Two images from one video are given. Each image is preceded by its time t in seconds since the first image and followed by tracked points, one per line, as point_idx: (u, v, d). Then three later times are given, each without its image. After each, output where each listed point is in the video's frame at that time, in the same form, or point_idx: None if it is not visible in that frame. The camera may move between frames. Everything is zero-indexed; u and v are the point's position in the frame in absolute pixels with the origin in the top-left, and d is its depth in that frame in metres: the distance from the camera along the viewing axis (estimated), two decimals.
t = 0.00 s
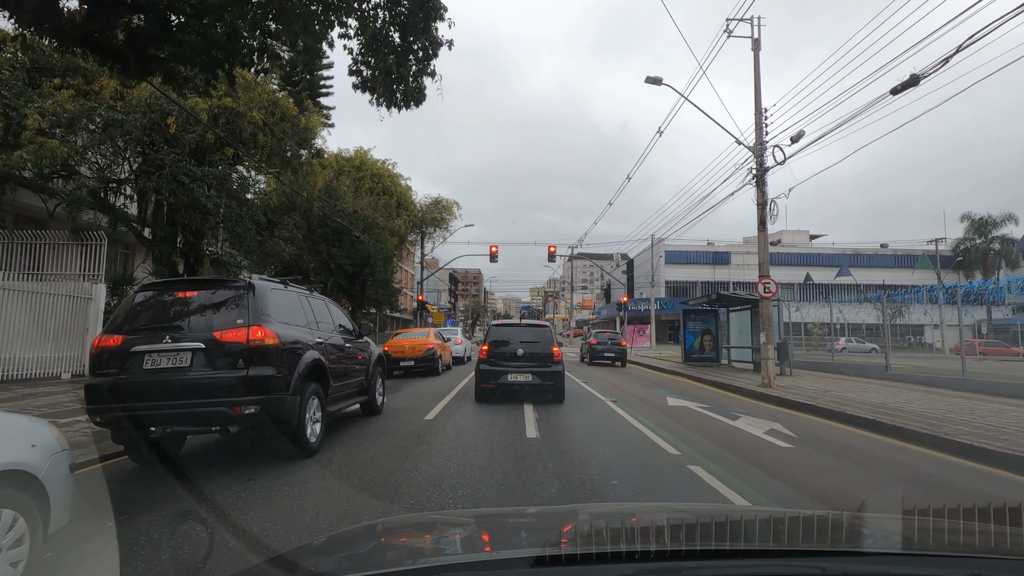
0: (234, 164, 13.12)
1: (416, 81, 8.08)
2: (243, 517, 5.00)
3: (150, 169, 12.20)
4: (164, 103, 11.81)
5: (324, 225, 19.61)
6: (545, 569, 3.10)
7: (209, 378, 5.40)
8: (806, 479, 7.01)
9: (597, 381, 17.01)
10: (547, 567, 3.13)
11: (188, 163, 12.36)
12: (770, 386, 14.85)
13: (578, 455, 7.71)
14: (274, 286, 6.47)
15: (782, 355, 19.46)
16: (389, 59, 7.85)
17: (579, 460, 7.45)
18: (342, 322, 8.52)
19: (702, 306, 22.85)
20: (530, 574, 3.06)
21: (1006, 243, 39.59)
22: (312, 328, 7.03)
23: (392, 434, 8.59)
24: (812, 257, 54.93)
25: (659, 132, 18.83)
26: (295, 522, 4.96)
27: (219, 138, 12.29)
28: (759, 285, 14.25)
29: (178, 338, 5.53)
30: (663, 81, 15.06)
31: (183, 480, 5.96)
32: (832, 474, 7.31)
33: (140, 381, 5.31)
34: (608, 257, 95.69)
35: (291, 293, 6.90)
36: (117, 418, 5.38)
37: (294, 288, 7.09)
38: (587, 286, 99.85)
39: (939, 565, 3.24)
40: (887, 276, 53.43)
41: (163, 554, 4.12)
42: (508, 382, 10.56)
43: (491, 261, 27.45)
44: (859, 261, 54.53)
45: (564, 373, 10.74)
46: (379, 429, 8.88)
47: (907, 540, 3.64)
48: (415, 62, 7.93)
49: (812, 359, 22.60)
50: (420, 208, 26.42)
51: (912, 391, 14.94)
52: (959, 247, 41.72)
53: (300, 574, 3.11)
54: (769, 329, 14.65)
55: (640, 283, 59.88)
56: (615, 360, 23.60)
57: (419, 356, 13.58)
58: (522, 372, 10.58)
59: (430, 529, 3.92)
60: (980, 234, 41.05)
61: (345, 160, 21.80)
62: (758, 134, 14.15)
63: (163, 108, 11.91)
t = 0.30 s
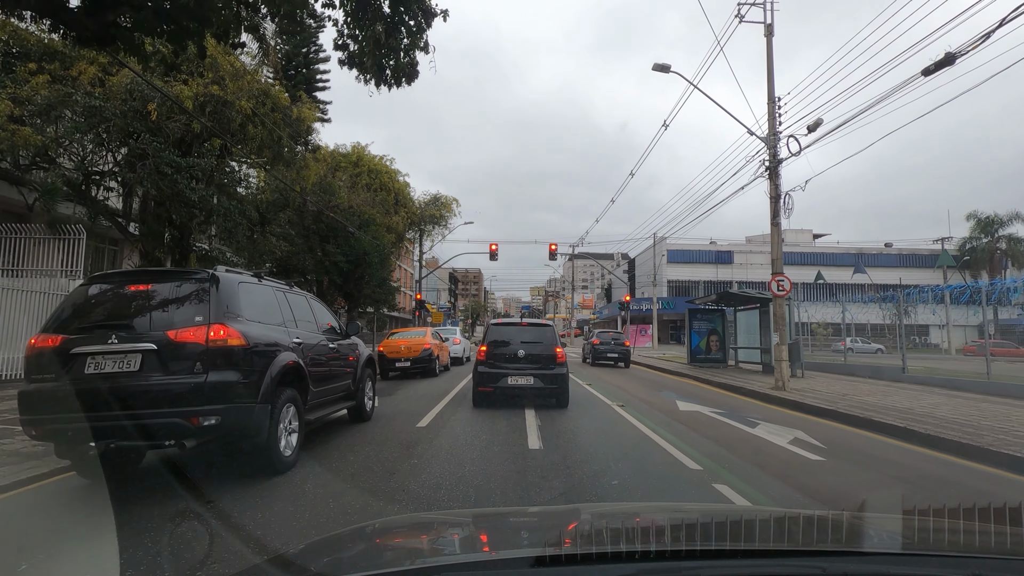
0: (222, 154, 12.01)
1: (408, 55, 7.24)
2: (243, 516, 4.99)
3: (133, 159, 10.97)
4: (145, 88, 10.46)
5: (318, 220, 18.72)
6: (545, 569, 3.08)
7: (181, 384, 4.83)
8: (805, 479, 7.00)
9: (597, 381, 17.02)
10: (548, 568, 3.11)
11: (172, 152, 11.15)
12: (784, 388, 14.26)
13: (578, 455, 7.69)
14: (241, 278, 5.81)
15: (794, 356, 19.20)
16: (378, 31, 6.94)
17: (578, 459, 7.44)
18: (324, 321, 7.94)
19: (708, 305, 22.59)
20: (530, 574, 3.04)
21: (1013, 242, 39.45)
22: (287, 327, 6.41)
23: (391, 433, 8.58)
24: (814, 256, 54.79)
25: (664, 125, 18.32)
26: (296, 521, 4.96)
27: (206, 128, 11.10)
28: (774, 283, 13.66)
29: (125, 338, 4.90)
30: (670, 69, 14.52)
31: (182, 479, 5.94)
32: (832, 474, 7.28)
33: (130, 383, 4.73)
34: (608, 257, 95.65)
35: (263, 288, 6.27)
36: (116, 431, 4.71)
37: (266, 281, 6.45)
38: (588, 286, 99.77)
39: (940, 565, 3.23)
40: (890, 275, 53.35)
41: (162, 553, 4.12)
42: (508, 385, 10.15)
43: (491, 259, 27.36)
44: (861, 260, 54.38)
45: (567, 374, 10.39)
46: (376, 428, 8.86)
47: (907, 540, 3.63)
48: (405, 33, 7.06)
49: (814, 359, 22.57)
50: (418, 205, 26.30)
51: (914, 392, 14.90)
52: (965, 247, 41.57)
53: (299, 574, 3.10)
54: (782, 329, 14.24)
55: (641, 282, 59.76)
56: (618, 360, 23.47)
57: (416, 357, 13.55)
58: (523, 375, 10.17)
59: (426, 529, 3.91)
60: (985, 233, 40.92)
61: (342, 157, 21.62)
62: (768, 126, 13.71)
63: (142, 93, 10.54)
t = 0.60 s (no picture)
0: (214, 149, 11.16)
1: (400, 30, 6.05)
2: (242, 516, 4.99)
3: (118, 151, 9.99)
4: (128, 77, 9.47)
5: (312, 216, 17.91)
6: (545, 569, 3.08)
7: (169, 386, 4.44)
8: (804, 479, 6.99)
9: (596, 381, 17.05)
10: (548, 568, 3.11)
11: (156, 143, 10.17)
12: (798, 392, 13.70)
13: (578, 455, 7.69)
14: (206, 273, 5.31)
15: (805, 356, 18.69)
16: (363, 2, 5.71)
17: (578, 460, 7.43)
18: (308, 322, 7.41)
19: (713, 304, 22.34)
20: (530, 574, 3.04)
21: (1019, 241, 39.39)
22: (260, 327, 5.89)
23: (388, 433, 8.57)
24: (816, 255, 54.70)
25: (668, 119, 17.92)
26: (296, 521, 4.97)
27: (196, 120, 10.23)
28: (787, 280, 13.19)
29: (64, 337, 4.40)
30: (678, 57, 13.94)
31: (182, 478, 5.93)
32: (833, 473, 7.27)
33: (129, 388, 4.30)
34: (609, 257, 95.59)
35: (233, 284, 5.76)
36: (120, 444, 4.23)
37: (238, 278, 5.95)
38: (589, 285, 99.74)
39: (944, 565, 3.22)
40: (892, 275, 53.34)
41: (164, 553, 4.12)
42: (508, 389, 9.73)
43: (491, 258, 27.25)
44: (863, 260, 54.30)
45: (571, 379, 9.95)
46: (373, 429, 8.84)
47: (908, 541, 3.62)
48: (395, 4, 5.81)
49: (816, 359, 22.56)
50: (416, 203, 26.19)
51: (916, 392, 14.87)
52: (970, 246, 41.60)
53: (300, 574, 3.10)
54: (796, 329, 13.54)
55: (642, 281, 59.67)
56: (620, 361, 23.32)
57: (412, 358, 13.52)
58: (524, 379, 9.75)
59: (424, 529, 3.92)
60: (991, 232, 40.94)
61: (340, 155, 21.47)
62: (781, 116, 13.16)
63: (125, 81, 9.54)
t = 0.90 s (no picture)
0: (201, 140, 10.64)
1: (390, 6, 6.07)
2: (242, 516, 5.00)
3: (104, 144, 9.46)
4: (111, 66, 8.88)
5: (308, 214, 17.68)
6: (545, 569, 3.09)
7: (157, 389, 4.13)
8: (803, 479, 6.99)
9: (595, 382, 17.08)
10: (547, 567, 3.12)
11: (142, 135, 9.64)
12: (810, 395, 13.11)
13: (578, 455, 7.69)
14: (168, 268, 4.81)
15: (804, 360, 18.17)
16: None
17: (578, 460, 7.44)
18: (291, 323, 6.92)
19: (717, 304, 22.16)
20: (530, 574, 3.05)
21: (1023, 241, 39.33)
22: (234, 328, 5.40)
23: (385, 434, 8.58)
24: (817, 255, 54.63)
25: (671, 115, 17.61)
26: (296, 521, 4.98)
27: (183, 112, 9.71)
28: (799, 278, 12.64)
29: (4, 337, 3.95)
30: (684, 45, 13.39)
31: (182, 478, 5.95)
32: (832, 473, 7.26)
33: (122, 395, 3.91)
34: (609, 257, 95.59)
35: (204, 281, 5.27)
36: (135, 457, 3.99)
37: (209, 273, 5.46)
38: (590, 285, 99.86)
39: (942, 564, 3.23)
40: (894, 275, 53.28)
41: (165, 553, 4.13)
42: (508, 393, 9.11)
43: (491, 257, 27.18)
44: (865, 260, 54.25)
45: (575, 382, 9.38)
46: (370, 429, 8.84)
47: (906, 540, 3.62)
48: None
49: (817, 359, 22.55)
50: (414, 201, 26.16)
51: (917, 393, 14.87)
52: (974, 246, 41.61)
53: (300, 575, 3.11)
54: (809, 331, 13.03)
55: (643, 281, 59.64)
56: (624, 362, 23.22)
57: (408, 359, 13.53)
58: (525, 382, 9.13)
59: (421, 529, 3.92)
60: (995, 232, 40.94)
61: (338, 153, 21.31)
62: (794, 108, 12.74)
63: (107, 71, 8.96)
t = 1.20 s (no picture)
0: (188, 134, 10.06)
1: None
2: (242, 518, 4.99)
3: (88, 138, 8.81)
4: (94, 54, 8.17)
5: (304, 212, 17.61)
6: (545, 569, 3.10)
7: (132, 393, 3.84)
8: (802, 479, 7.00)
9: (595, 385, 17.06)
10: (548, 567, 3.13)
11: (127, 128, 8.90)
12: (820, 399, 12.60)
13: (577, 455, 7.71)
14: (126, 261, 4.35)
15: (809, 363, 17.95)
16: None
17: (578, 460, 7.45)
18: (273, 325, 6.47)
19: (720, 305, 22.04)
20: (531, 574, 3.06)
21: None
22: (203, 328, 4.94)
23: (382, 435, 8.56)
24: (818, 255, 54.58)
25: (674, 112, 17.40)
26: (296, 521, 4.98)
27: (172, 105, 9.21)
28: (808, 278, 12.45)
29: None
30: (687, 37, 13.16)
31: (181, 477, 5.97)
32: (830, 472, 7.28)
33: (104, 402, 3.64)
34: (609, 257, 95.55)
35: (166, 277, 4.79)
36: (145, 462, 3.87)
37: (177, 268, 5.01)
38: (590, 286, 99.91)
39: (942, 564, 3.24)
40: (895, 275, 53.28)
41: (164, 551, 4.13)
42: (507, 398, 8.58)
43: (490, 257, 27.15)
44: (866, 260, 54.18)
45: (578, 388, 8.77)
46: (367, 430, 8.82)
47: (907, 541, 3.63)
48: None
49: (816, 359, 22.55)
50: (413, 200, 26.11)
51: (917, 394, 14.85)
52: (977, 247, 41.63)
53: (301, 574, 3.12)
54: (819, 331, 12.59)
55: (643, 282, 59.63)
56: (625, 364, 23.18)
57: (405, 361, 13.51)
58: (526, 386, 8.60)
59: (418, 529, 3.94)
60: (999, 233, 40.86)
61: (335, 151, 21.49)
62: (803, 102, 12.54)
63: (89, 60, 8.24)
